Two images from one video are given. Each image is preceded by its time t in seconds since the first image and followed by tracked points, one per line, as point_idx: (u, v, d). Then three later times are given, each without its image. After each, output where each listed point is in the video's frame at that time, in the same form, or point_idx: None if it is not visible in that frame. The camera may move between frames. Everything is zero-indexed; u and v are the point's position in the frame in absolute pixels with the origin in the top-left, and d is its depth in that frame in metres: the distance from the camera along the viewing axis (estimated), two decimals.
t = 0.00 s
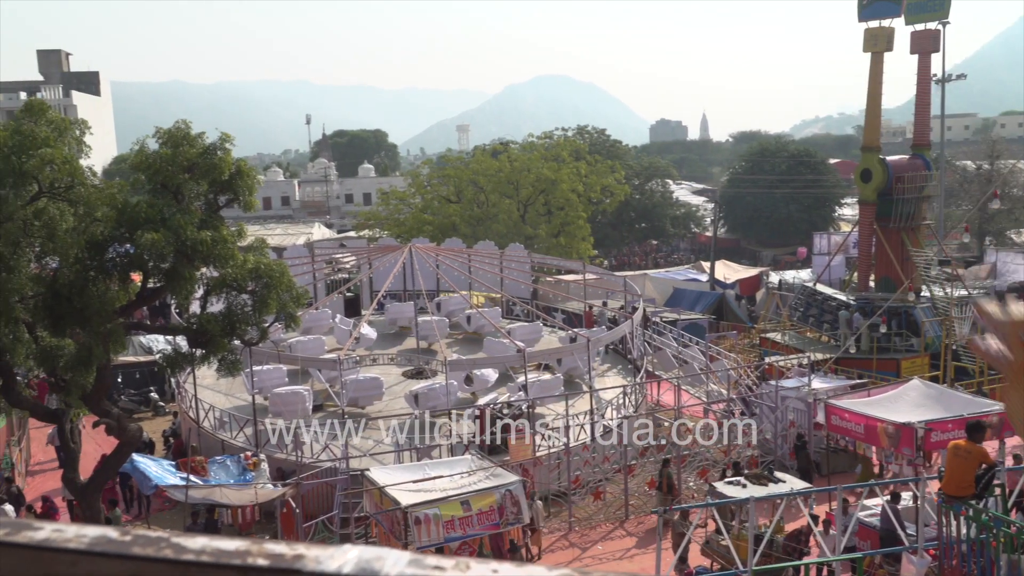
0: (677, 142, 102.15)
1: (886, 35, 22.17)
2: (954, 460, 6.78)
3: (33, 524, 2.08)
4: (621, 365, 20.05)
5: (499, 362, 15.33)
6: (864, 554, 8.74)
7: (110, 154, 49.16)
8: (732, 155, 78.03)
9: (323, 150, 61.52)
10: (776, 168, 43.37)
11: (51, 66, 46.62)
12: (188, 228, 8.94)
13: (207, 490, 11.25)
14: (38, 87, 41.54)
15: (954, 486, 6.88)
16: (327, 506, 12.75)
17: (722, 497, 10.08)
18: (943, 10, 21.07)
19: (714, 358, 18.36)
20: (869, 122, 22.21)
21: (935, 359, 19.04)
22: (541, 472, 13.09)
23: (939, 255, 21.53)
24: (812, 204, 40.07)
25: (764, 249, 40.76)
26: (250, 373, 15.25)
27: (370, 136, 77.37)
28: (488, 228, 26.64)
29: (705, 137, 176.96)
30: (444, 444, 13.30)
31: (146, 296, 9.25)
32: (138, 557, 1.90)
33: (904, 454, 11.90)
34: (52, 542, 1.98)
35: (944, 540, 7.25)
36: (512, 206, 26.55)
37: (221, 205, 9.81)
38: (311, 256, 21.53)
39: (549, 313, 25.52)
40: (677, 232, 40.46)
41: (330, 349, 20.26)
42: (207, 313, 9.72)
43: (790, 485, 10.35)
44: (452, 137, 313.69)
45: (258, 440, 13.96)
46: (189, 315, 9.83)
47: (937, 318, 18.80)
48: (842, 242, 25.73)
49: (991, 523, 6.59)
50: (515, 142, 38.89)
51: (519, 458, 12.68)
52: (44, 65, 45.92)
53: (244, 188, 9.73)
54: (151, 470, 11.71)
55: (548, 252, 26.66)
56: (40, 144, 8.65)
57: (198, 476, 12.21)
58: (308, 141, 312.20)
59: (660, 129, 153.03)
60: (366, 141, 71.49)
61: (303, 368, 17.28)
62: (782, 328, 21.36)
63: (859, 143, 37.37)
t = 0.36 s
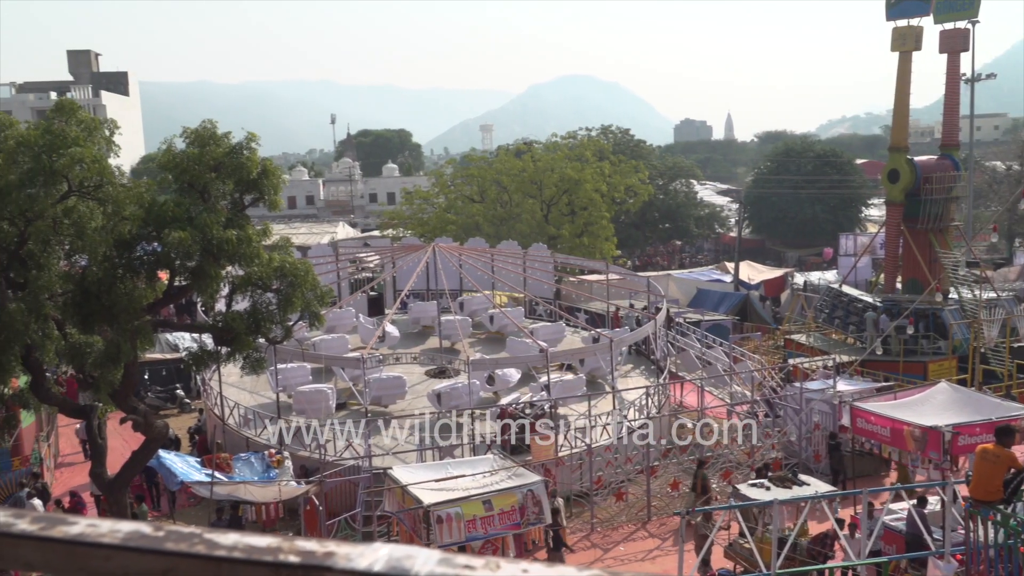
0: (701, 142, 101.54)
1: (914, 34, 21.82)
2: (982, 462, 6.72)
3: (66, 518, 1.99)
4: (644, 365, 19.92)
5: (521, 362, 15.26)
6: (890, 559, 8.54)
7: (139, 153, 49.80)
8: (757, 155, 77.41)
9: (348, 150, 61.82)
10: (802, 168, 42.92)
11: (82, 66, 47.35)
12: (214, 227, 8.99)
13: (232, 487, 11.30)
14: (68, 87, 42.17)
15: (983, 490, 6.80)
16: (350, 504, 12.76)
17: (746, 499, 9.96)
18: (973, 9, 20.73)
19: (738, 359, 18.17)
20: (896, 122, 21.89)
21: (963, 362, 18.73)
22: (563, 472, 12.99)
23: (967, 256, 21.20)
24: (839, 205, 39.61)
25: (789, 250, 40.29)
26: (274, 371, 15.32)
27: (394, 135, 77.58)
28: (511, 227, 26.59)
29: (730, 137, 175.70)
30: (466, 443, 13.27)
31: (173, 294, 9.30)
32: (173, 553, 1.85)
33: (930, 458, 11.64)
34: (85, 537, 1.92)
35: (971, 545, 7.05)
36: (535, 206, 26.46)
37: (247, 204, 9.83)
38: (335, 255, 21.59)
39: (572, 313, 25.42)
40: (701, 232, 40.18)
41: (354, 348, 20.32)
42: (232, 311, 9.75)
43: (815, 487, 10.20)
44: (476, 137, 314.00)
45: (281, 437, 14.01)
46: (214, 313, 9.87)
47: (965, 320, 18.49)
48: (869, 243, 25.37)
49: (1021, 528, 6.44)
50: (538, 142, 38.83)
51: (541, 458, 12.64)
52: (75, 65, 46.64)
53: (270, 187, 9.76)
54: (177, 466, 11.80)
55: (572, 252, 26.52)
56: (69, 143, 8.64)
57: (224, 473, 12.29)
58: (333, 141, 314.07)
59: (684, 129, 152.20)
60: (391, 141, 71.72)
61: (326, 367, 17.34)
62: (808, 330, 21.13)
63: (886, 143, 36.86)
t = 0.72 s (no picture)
0: (728, 142, 100.70)
1: (945, 34, 21.46)
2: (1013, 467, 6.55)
3: (102, 513, 1.98)
4: (668, 367, 19.79)
5: (545, 363, 15.13)
6: (919, 564, 8.33)
7: (168, 152, 50.42)
8: (784, 155, 76.65)
9: (373, 150, 62.03)
10: (829, 168, 42.42)
11: (113, 66, 47.97)
12: (241, 225, 9.05)
13: (257, 483, 11.37)
14: (99, 87, 42.72)
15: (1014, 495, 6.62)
16: (374, 503, 12.78)
17: (770, 503, 9.84)
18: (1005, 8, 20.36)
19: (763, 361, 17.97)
20: (926, 122, 21.57)
21: (992, 365, 18.41)
22: (586, 473, 12.91)
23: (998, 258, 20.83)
24: (866, 206, 39.11)
25: (816, 252, 39.81)
26: (300, 369, 15.41)
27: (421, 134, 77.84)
28: (535, 227, 26.52)
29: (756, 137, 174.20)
30: (489, 442, 13.25)
31: (200, 293, 9.37)
32: (207, 549, 1.84)
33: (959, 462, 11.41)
34: (120, 532, 1.90)
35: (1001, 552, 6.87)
36: (559, 206, 26.35)
37: (274, 203, 9.89)
38: (360, 255, 21.65)
39: (596, 314, 25.32)
40: (726, 233, 39.87)
41: (378, 347, 20.38)
42: (258, 310, 9.80)
43: (840, 491, 10.05)
44: (500, 137, 314.21)
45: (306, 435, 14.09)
46: (240, 311, 9.92)
47: (996, 323, 18.16)
48: (897, 245, 25.02)
49: None
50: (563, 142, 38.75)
51: (564, 458, 12.58)
52: (106, 66, 47.32)
53: (296, 187, 9.80)
54: (203, 463, 11.89)
55: (596, 252, 26.28)
56: (100, 143, 8.71)
57: (249, 470, 12.36)
58: (358, 141, 315.03)
59: (710, 129, 151.20)
60: (416, 141, 71.79)
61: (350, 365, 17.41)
62: (834, 332, 20.80)
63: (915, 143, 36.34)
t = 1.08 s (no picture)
0: (759, 142, 99.72)
1: (981, 33, 21.02)
2: None
3: (144, 508, 1.98)
4: (697, 369, 19.62)
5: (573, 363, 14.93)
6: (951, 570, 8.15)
7: (201, 152, 51.06)
8: (816, 155, 75.73)
9: (403, 149, 62.30)
10: (862, 169, 41.80)
11: (148, 66, 48.62)
12: (272, 224, 9.10)
13: (286, 480, 11.45)
14: (135, 88, 43.37)
15: None
16: (401, 501, 12.81)
17: (799, 506, 9.69)
18: None
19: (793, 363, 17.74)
20: (961, 122, 21.16)
21: None
22: (614, 474, 12.76)
23: None
24: (900, 207, 38.50)
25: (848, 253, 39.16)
26: (328, 367, 15.50)
27: (450, 134, 78.06)
28: (564, 227, 26.42)
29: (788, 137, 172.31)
30: (516, 442, 13.21)
31: (232, 290, 9.44)
32: (245, 544, 1.82)
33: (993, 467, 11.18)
34: (160, 527, 1.89)
35: None
36: (588, 206, 26.22)
37: (304, 202, 9.92)
38: (389, 254, 21.73)
39: (624, 315, 25.20)
40: (756, 234, 39.48)
41: (406, 346, 20.44)
42: (288, 308, 9.84)
43: (871, 496, 9.87)
44: (529, 137, 314.24)
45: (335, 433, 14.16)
46: (271, 309, 9.98)
47: None
48: (931, 247, 24.58)
49: None
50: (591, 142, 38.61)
51: (592, 458, 12.48)
52: (141, 67, 48.02)
53: (326, 186, 9.82)
54: (233, 459, 11.99)
55: (624, 252, 25.99)
56: (134, 142, 8.83)
57: (278, 467, 12.45)
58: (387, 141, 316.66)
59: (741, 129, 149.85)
60: (445, 141, 71.93)
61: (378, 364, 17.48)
62: (865, 335, 20.45)
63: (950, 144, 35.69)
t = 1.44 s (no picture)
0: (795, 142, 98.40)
1: None
2: None
3: (191, 502, 1.97)
4: (732, 371, 19.38)
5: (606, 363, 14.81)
6: None
7: (239, 151, 51.69)
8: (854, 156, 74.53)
9: (437, 149, 62.48)
10: (901, 170, 41.03)
11: (187, 67, 49.28)
12: (308, 223, 9.14)
13: (320, 476, 11.52)
14: (174, 88, 44.01)
15: None
16: (434, 499, 12.83)
17: (835, 510, 9.49)
18: None
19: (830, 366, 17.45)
20: (1005, 121, 20.65)
21: None
22: (647, 476, 12.57)
23: None
24: (940, 209, 37.73)
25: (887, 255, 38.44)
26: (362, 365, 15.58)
27: (485, 134, 78.12)
28: (597, 227, 26.27)
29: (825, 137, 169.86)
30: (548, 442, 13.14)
31: (268, 288, 9.50)
32: (291, 540, 1.81)
33: None
34: (208, 521, 1.89)
35: None
36: (623, 206, 26.03)
37: (339, 202, 9.96)
38: (423, 253, 21.79)
39: (658, 316, 25.01)
40: (793, 235, 38.93)
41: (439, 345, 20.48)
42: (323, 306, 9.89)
43: (910, 501, 9.63)
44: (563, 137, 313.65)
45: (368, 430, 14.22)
46: (306, 307, 10.04)
47: None
48: (973, 249, 24.04)
49: None
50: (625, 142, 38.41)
51: (624, 460, 12.36)
52: (181, 67, 48.69)
53: (361, 185, 9.83)
54: (268, 455, 12.09)
55: (659, 253, 25.82)
56: (174, 141, 8.94)
57: (312, 463, 12.52)
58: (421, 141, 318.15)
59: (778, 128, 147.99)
60: (479, 141, 71.97)
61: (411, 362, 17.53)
62: (904, 338, 20.05)
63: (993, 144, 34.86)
